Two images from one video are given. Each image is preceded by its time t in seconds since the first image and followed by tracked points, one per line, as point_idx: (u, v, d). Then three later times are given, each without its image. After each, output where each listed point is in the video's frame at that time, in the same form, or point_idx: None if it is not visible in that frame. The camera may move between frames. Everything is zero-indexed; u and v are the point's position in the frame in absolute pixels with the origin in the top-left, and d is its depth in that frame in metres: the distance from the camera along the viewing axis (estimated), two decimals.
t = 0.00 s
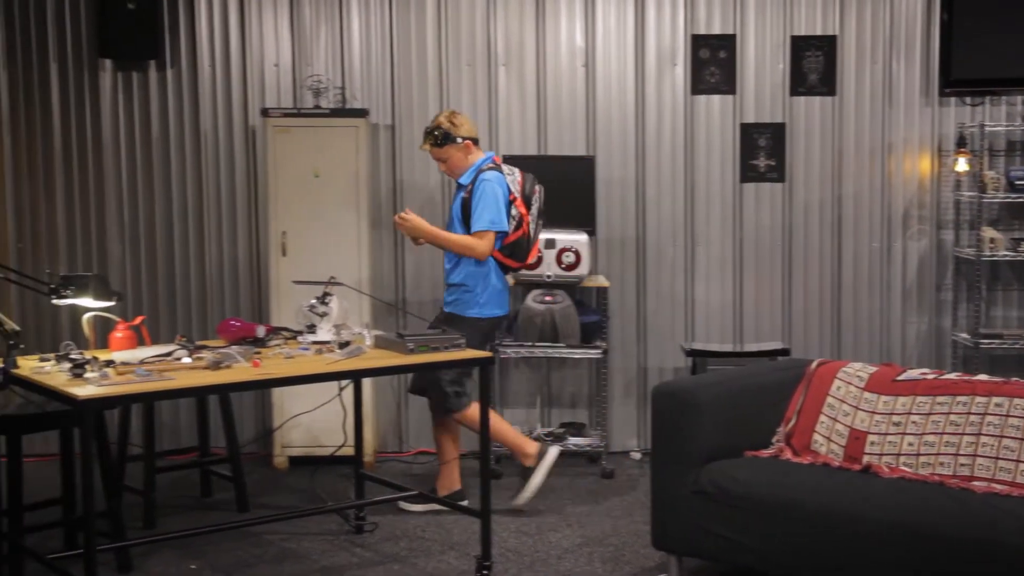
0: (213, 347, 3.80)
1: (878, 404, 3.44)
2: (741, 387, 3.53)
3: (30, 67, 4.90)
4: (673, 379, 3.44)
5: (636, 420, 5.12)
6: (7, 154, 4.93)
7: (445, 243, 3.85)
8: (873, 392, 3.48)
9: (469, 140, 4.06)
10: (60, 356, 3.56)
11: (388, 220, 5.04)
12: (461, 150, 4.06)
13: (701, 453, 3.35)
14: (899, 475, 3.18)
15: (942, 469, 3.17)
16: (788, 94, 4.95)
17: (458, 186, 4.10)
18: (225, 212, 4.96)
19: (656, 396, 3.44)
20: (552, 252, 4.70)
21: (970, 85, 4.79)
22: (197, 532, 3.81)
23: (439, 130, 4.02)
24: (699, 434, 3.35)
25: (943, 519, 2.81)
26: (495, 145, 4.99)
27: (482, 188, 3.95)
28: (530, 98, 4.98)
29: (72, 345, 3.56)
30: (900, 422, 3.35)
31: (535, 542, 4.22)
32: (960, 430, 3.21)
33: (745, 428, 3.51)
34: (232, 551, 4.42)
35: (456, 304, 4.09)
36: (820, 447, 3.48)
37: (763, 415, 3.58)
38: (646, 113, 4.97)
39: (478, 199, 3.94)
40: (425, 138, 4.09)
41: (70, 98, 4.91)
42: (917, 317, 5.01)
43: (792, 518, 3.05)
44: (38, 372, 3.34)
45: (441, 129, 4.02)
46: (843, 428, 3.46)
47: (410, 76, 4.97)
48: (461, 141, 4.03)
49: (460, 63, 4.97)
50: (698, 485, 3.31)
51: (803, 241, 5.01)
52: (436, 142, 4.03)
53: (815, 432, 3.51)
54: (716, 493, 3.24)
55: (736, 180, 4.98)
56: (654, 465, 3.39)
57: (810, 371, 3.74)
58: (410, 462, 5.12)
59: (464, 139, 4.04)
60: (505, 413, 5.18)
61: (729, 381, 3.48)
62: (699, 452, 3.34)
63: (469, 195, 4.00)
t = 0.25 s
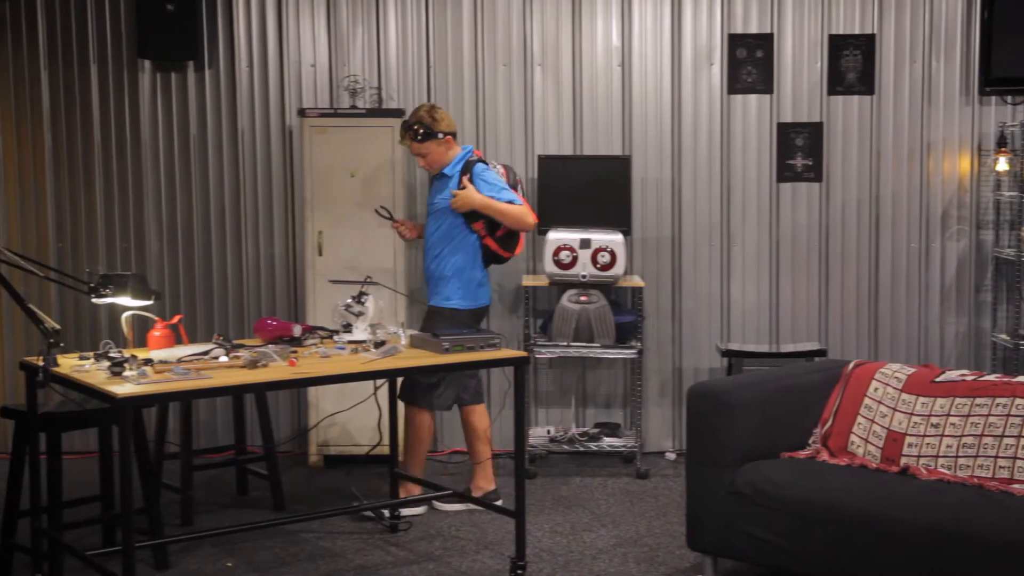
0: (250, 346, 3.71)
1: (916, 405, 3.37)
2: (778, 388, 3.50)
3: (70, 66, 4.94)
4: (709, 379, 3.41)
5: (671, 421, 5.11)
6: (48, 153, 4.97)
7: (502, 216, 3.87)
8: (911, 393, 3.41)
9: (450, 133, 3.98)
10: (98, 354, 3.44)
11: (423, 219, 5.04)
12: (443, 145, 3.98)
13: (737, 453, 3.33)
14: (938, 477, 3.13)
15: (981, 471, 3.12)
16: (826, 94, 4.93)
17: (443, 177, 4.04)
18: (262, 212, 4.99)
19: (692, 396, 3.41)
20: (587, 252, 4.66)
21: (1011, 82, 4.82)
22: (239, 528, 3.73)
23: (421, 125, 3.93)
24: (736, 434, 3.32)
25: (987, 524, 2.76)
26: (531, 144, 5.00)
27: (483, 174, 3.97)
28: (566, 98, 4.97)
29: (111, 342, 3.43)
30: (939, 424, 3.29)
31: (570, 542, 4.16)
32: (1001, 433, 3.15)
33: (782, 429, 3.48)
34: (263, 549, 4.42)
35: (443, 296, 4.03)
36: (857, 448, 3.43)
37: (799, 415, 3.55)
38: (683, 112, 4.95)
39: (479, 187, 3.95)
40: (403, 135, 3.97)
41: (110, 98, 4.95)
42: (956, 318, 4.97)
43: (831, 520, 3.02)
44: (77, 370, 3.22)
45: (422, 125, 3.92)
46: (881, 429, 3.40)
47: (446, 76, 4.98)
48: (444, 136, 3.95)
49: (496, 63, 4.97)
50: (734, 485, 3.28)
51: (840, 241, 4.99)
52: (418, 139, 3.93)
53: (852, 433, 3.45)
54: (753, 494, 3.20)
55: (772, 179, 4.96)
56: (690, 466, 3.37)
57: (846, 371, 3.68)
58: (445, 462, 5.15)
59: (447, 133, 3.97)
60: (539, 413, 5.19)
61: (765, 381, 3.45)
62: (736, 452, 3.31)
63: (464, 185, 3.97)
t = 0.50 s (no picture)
0: (277, 345, 3.58)
1: (945, 406, 3.30)
2: (807, 388, 3.48)
3: (100, 66, 4.97)
4: (737, 379, 3.39)
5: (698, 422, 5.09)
6: (78, 152, 5.01)
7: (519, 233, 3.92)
8: (941, 394, 3.35)
9: (446, 142, 3.92)
10: (127, 353, 3.39)
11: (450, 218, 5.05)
12: (438, 153, 3.90)
13: (765, 454, 3.31)
14: (968, 479, 3.06)
15: (1012, 473, 3.04)
16: (855, 93, 4.90)
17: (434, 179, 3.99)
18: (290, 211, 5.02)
19: (719, 396, 3.39)
20: (614, 252, 4.65)
21: None
22: (270, 526, 3.63)
23: (422, 132, 3.83)
24: (764, 434, 3.30)
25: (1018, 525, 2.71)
26: (559, 144, 5.01)
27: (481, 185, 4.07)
28: (594, 98, 4.97)
29: (139, 341, 3.40)
30: (969, 425, 3.21)
31: (597, 542, 4.11)
32: None
33: (811, 429, 3.45)
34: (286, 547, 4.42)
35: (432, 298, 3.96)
36: (886, 449, 3.37)
37: (829, 416, 3.53)
38: (711, 112, 4.94)
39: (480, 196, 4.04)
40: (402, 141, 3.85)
41: (140, 99, 4.98)
42: (986, 318, 4.94)
43: (859, 522, 2.99)
44: (108, 368, 3.17)
45: (426, 131, 3.83)
46: (910, 430, 3.34)
47: (474, 75, 4.98)
48: (443, 145, 3.88)
49: (523, 62, 4.98)
50: (762, 486, 3.26)
51: (869, 241, 4.96)
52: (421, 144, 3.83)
53: (881, 434, 3.40)
54: (781, 494, 3.18)
55: (801, 179, 4.94)
56: (718, 467, 3.35)
57: (876, 372, 3.63)
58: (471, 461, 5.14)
59: (444, 142, 3.90)
60: (566, 412, 5.19)
61: (794, 381, 3.42)
62: (764, 453, 3.29)
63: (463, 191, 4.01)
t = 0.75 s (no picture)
0: (294, 344, 3.56)
1: (964, 406, 3.28)
2: (826, 387, 3.46)
3: (119, 65, 4.99)
4: (754, 379, 3.38)
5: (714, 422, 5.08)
6: (97, 151, 5.02)
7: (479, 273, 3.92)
8: (959, 394, 3.33)
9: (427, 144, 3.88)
10: (145, 352, 3.38)
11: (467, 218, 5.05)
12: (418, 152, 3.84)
13: (783, 454, 3.30)
14: (987, 480, 3.05)
15: None
16: (874, 92, 4.89)
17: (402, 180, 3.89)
18: (308, 211, 5.03)
19: (736, 396, 3.39)
20: (631, 252, 4.63)
21: None
22: (287, 526, 3.62)
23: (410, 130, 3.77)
24: (781, 435, 3.29)
25: None
26: (576, 143, 5.01)
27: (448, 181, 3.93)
28: (611, 97, 4.97)
29: (157, 341, 3.40)
30: (988, 425, 3.19)
31: (613, 542, 4.10)
32: None
33: (829, 429, 3.44)
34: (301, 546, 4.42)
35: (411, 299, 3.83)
36: (903, 449, 3.36)
37: (847, 416, 3.51)
38: (728, 111, 4.93)
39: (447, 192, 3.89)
40: (385, 134, 3.76)
41: (157, 98, 5.00)
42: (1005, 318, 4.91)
43: (876, 523, 2.98)
44: (125, 367, 3.17)
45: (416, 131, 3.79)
46: (928, 430, 3.33)
47: (491, 75, 4.98)
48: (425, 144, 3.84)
49: (541, 62, 4.98)
50: (779, 487, 3.25)
51: (887, 241, 4.94)
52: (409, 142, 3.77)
53: (899, 434, 3.39)
54: (798, 495, 3.18)
55: (818, 178, 4.93)
56: (735, 467, 3.35)
57: (894, 372, 3.62)
58: (488, 460, 5.14)
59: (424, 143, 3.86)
60: (582, 412, 5.19)
61: (812, 381, 3.41)
62: (781, 453, 3.28)
63: (429, 189, 3.87)
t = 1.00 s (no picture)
0: (305, 343, 3.56)
1: (976, 407, 3.28)
2: (837, 387, 3.45)
3: (131, 65, 5.00)
4: (765, 379, 3.38)
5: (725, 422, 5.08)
6: (109, 151, 5.04)
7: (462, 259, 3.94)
8: (972, 395, 3.32)
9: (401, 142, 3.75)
10: (157, 351, 3.39)
11: (479, 217, 5.06)
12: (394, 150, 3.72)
13: (794, 454, 3.29)
14: (999, 480, 3.04)
15: None
16: (886, 91, 4.88)
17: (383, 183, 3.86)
18: (319, 210, 5.04)
19: (747, 396, 3.38)
20: (642, 252, 4.63)
21: None
22: (298, 525, 3.62)
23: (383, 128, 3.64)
24: (792, 435, 3.29)
25: None
26: (587, 143, 5.00)
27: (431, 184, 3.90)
28: (622, 97, 4.96)
29: (168, 340, 3.40)
30: (1000, 426, 3.18)
31: (624, 542, 4.10)
32: None
33: (841, 429, 3.43)
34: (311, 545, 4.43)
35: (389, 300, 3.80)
36: (915, 450, 3.35)
37: (859, 416, 3.50)
38: (740, 111, 4.93)
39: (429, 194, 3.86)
40: (360, 135, 3.62)
41: (169, 97, 5.01)
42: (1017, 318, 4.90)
43: (887, 523, 2.97)
44: (138, 366, 3.17)
45: (392, 128, 3.67)
46: (940, 430, 3.32)
47: (502, 75, 4.98)
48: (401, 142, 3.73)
49: (552, 61, 4.98)
50: (790, 487, 3.24)
51: (899, 240, 4.93)
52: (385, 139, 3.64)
53: (911, 435, 3.38)
54: (809, 495, 3.17)
55: (830, 178, 4.92)
56: (746, 467, 3.34)
57: (906, 372, 3.61)
58: (498, 460, 5.15)
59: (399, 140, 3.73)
60: (593, 412, 5.19)
61: (823, 381, 3.40)
62: (792, 453, 3.27)
63: (411, 192, 3.85)
